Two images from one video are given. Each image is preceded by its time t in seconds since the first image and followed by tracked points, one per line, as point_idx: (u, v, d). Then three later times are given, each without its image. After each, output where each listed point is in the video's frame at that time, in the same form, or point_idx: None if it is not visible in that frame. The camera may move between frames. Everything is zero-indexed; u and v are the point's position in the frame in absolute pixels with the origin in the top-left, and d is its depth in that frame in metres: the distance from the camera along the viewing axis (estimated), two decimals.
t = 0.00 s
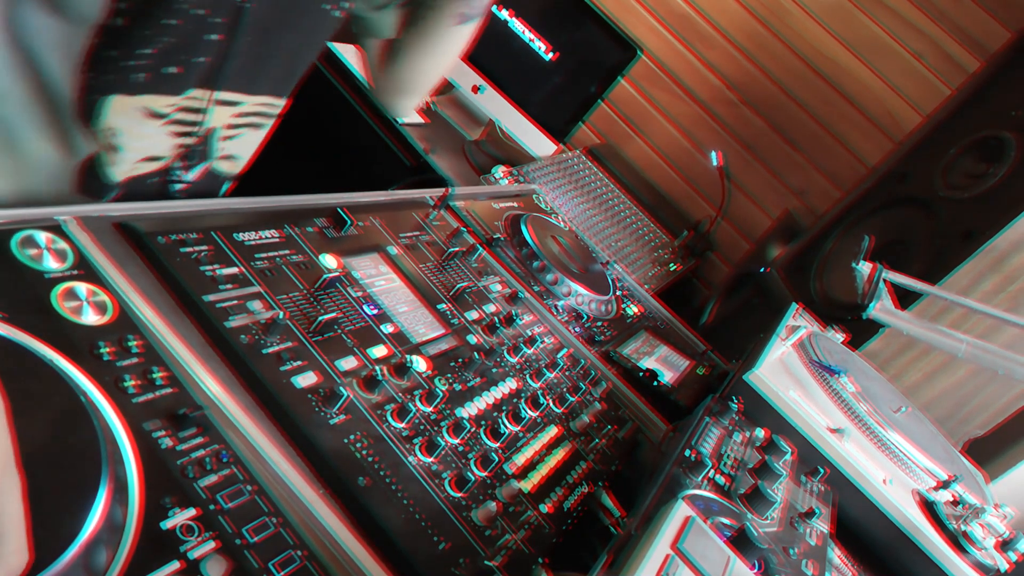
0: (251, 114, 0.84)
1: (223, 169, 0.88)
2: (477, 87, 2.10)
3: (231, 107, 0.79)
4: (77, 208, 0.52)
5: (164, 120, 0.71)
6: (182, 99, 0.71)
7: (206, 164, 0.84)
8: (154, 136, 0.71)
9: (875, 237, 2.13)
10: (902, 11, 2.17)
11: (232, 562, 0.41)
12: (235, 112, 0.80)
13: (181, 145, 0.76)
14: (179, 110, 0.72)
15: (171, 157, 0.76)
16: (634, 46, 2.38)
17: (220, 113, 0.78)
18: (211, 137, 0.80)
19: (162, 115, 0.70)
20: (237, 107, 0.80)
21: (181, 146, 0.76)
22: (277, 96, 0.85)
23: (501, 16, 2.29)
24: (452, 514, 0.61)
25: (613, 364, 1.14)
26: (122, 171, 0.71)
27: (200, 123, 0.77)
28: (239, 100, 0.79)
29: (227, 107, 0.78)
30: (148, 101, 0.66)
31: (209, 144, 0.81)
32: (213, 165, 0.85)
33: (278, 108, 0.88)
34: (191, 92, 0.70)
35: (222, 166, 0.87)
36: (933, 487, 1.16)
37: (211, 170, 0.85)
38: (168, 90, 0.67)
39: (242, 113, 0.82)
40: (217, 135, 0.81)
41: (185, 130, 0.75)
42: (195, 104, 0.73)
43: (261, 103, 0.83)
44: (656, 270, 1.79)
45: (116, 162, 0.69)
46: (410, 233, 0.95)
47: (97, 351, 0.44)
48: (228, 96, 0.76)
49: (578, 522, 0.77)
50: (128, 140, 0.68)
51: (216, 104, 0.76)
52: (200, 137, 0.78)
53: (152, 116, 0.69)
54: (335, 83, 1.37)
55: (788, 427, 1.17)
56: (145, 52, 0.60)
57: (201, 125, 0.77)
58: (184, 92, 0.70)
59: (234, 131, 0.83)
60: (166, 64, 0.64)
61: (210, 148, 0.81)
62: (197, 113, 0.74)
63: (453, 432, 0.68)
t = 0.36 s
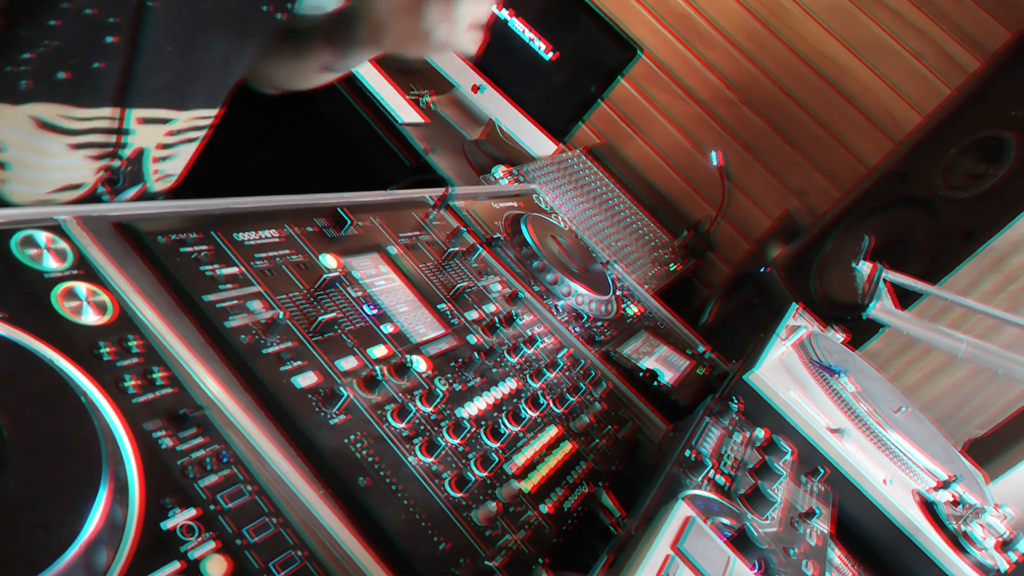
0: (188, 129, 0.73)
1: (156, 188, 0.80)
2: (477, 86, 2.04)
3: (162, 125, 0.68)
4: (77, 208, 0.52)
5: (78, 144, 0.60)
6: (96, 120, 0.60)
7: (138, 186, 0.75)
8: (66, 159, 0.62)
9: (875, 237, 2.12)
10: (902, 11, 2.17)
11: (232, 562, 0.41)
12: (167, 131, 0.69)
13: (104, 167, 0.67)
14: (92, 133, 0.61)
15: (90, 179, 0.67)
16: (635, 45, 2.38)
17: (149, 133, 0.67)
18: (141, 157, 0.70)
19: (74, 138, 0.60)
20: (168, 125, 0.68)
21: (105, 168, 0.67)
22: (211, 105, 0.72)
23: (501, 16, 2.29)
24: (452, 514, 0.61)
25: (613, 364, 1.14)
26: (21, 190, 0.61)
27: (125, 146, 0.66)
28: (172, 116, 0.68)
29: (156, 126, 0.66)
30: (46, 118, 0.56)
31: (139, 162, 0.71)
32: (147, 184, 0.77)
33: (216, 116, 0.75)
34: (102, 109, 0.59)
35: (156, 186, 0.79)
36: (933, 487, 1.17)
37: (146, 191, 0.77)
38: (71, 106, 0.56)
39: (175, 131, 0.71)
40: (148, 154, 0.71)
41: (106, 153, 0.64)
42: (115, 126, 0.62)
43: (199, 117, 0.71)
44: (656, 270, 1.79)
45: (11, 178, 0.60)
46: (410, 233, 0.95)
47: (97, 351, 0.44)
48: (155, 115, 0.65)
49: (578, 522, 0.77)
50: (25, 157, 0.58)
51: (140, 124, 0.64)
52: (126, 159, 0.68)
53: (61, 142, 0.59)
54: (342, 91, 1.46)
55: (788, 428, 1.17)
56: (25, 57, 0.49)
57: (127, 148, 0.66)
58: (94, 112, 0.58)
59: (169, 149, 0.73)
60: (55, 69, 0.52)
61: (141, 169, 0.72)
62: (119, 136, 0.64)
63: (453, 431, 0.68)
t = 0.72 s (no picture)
0: (120, 145, 0.81)
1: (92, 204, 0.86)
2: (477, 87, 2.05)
3: (94, 145, 0.76)
4: (76, 208, 0.52)
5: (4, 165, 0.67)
6: (22, 142, 0.67)
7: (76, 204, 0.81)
8: None
9: (875, 237, 2.12)
10: (902, 11, 2.17)
11: (233, 562, 0.41)
12: (100, 150, 0.77)
13: (37, 191, 0.73)
14: (19, 155, 0.68)
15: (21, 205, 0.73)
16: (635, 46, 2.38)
17: (81, 154, 0.75)
18: (77, 179, 0.78)
19: None
20: (100, 143, 0.77)
21: (37, 193, 0.73)
22: (146, 116, 0.82)
23: (501, 16, 2.27)
24: (452, 514, 0.61)
25: (613, 364, 1.14)
26: None
27: (58, 168, 0.73)
28: (102, 133, 0.76)
29: (88, 146, 0.75)
30: None
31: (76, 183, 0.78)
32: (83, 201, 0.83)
33: (150, 129, 0.85)
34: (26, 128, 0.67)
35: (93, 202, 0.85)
36: (934, 487, 1.16)
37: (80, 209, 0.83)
38: None
39: (109, 149, 0.79)
40: (84, 176, 0.78)
41: (35, 174, 0.71)
42: (43, 148, 0.69)
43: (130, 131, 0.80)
44: (656, 270, 1.79)
45: None
46: (410, 233, 0.95)
47: (98, 351, 0.44)
48: (84, 135, 0.73)
49: (578, 522, 0.77)
50: None
51: (70, 145, 0.72)
52: (60, 180, 0.75)
53: None
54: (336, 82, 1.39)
55: (788, 428, 1.17)
56: None
57: (59, 170, 0.74)
58: (18, 132, 0.66)
59: (103, 168, 0.81)
60: None
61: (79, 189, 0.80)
62: (48, 156, 0.71)
63: (453, 431, 0.68)
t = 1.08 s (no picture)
0: (108, 137, 0.81)
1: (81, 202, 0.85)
2: (478, 86, 2.05)
3: (81, 139, 0.76)
4: (76, 208, 0.52)
5: None
6: (13, 140, 0.65)
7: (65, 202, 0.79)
8: None
9: (875, 237, 2.12)
10: (902, 11, 2.17)
11: (232, 562, 0.41)
12: (89, 144, 0.77)
13: (26, 190, 0.71)
14: (11, 154, 0.66)
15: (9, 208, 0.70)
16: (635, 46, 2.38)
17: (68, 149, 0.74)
18: (67, 175, 0.76)
19: None
20: (88, 137, 0.77)
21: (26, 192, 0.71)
22: (132, 109, 0.82)
23: (501, 16, 2.26)
24: (452, 514, 0.61)
25: (613, 364, 1.14)
26: None
27: (47, 164, 0.72)
28: (88, 126, 0.76)
29: (76, 141, 0.74)
30: None
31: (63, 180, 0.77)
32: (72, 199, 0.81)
33: (137, 121, 0.86)
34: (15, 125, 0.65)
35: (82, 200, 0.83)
36: (933, 487, 1.17)
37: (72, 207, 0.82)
38: None
39: (96, 142, 0.79)
40: (73, 171, 0.77)
41: (26, 174, 0.70)
42: (34, 145, 0.68)
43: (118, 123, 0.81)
44: (656, 270, 1.79)
45: None
46: (410, 233, 0.95)
47: (98, 351, 0.44)
48: (70, 129, 0.72)
49: (578, 522, 0.77)
50: None
51: (57, 140, 0.71)
52: (48, 178, 0.73)
53: None
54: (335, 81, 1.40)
55: (788, 427, 1.17)
56: None
57: (49, 168, 0.72)
58: (10, 129, 0.64)
59: (91, 163, 0.80)
60: None
61: (68, 186, 0.78)
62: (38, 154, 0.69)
63: (453, 432, 0.68)
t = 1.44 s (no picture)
0: (109, 133, 0.83)
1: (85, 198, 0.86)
2: (478, 87, 2.06)
3: (83, 135, 0.78)
4: (77, 208, 0.52)
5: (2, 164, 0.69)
6: (14, 136, 0.69)
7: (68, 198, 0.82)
8: None
9: (875, 237, 2.12)
10: (901, 11, 2.18)
11: (232, 562, 0.41)
12: (91, 139, 0.80)
13: (30, 186, 0.73)
14: (14, 151, 0.70)
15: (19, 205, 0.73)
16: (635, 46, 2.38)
17: (70, 145, 0.77)
18: (71, 171, 0.79)
19: None
20: (90, 132, 0.79)
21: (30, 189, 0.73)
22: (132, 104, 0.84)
23: (501, 16, 2.26)
24: (452, 513, 0.61)
25: (613, 364, 1.14)
26: None
27: (50, 162, 0.75)
28: (90, 122, 0.78)
29: (77, 137, 0.77)
30: None
31: (67, 176, 0.80)
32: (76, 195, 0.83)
33: (138, 117, 0.87)
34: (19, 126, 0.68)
35: (87, 196, 0.85)
36: (933, 487, 1.17)
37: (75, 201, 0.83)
38: None
39: (99, 138, 0.81)
40: (76, 167, 0.80)
41: (28, 170, 0.73)
42: (34, 142, 0.71)
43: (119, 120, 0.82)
44: (655, 270, 1.79)
45: None
46: (410, 233, 0.95)
47: (98, 351, 0.44)
48: (71, 125, 0.75)
49: (578, 522, 0.77)
50: None
51: (59, 137, 0.75)
52: (51, 175, 0.76)
53: None
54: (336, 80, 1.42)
55: (788, 427, 1.17)
56: None
57: (52, 164, 0.75)
58: (14, 129, 0.68)
59: (94, 159, 0.82)
60: None
61: (72, 182, 0.81)
62: (39, 151, 0.73)
63: (453, 431, 0.68)
